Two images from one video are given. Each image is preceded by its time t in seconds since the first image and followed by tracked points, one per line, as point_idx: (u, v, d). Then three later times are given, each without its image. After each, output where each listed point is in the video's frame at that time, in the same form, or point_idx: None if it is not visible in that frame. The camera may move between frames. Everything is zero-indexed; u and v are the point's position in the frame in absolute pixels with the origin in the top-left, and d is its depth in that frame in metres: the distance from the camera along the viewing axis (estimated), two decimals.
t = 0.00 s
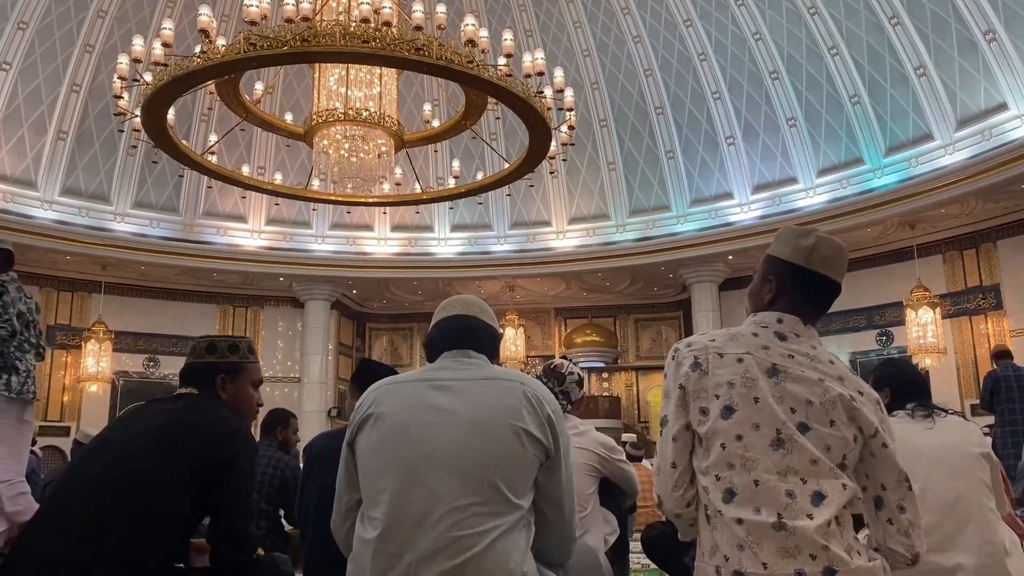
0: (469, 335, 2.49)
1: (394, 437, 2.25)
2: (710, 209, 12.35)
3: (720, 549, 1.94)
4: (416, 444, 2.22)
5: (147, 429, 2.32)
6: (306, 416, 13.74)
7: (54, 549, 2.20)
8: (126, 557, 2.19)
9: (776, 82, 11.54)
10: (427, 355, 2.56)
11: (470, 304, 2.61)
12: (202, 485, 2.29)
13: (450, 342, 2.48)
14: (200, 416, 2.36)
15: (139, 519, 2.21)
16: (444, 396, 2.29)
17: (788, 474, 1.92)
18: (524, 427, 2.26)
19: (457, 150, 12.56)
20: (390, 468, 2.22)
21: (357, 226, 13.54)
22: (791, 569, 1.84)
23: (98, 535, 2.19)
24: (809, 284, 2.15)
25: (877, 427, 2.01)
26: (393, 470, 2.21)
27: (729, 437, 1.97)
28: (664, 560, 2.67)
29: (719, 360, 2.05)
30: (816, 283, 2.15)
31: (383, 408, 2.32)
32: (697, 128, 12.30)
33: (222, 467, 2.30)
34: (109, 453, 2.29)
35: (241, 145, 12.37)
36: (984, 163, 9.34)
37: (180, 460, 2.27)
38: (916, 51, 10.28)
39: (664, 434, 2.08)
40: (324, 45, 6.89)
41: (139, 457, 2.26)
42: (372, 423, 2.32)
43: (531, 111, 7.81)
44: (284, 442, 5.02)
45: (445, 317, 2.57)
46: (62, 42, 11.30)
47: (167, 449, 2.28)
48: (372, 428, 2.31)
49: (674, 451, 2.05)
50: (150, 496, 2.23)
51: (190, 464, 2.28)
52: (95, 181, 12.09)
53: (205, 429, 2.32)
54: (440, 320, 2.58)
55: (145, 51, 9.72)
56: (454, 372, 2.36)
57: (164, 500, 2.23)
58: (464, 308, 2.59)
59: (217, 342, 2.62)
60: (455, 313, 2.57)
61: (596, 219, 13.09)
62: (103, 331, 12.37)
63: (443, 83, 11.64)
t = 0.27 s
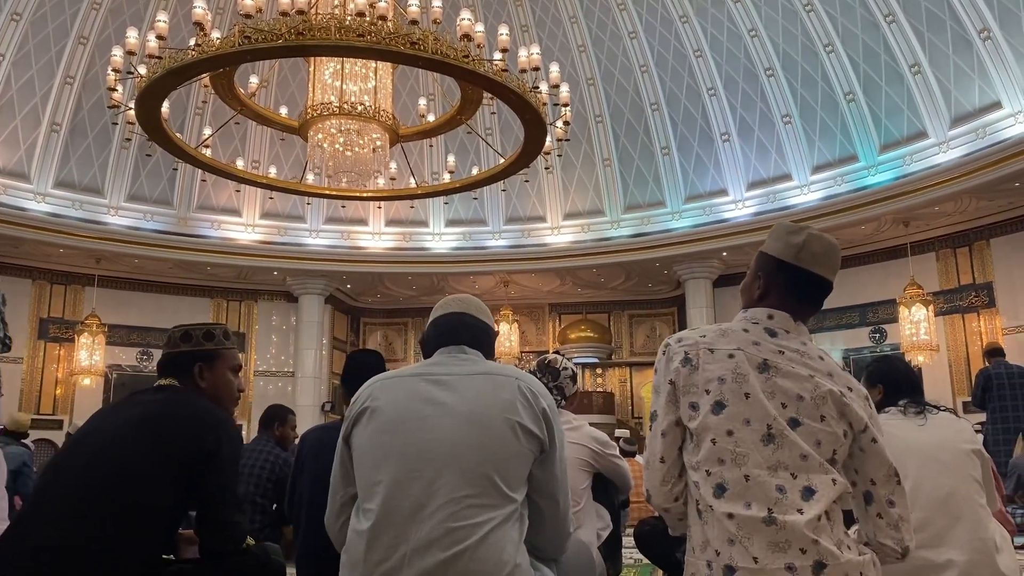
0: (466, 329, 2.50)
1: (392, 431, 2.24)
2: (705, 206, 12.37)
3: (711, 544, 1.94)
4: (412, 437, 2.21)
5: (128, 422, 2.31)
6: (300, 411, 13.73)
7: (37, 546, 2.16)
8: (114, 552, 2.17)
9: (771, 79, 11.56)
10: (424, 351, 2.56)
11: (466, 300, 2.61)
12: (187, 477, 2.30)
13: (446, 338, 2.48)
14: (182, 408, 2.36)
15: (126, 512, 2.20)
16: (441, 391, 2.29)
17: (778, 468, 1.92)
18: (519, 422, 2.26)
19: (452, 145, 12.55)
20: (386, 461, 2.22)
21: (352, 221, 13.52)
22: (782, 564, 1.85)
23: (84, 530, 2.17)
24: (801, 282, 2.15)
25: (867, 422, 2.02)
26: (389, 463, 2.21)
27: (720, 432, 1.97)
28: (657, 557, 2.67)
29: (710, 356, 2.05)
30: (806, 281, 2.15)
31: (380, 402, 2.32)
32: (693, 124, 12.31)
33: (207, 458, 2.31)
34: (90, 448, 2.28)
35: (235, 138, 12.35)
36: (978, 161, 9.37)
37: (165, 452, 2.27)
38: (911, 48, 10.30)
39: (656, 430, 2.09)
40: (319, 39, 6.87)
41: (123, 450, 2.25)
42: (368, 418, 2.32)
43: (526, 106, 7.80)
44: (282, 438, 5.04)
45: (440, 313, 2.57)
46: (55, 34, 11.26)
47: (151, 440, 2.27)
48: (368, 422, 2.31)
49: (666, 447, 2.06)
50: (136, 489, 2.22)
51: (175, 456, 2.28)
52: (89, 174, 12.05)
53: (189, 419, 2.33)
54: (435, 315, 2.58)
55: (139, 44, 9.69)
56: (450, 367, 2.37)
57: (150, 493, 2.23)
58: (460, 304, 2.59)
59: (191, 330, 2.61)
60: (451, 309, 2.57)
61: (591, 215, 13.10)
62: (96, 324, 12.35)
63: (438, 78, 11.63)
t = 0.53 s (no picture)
0: (459, 323, 2.51)
1: (382, 425, 2.24)
2: (699, 203, 12.39)
3: (702, 539, 1.95)
4: (404, 431, 2.21)
5: (103, 414, 2.32)
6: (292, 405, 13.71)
7: (19, 542, 2.15)
8: (100, 543, 2.19)
9: (765, 76, 11.57)
10: (416, 345, 2.56)
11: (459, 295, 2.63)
12: (168, 467, 2.33)
13: (437, 332, 2.48)
14: (157, 400, 2.38)
15: (110, 504, 2.22)
16: (432, 385, 2.29)
17: (769, 464, 1.93)
18: (509, 416, 2.26)
19: (446, 140, 12.54)
20: (377, 455, 2.21)
21: (345, 215, 13.49)
22: (772, 559, 1.85)
23: (68, 524, 2.17)
24: (793, 279, 2.16)
25: (857, 418, 2.02)
26: (380, 458, 2.21)
27: (711, 428, 1.97)
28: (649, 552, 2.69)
29: (702, 352, 2.06)
30: (798, 279, 2.15)
31: (370, 397, 2.31)
32: (687, 121, 12.32)
33: (186, 448, 2.34)
34: (66, 441, 2.27)
35: (228, 132, 12.31)
36: (970, 159, 9.40)
37: (144, 443, 2.29)
38: (905, 47, 10.32)
39: (649, 426, 2.10)
40: (313, 33, 6.84)
41: (101, 443, 2.26)
42: (359, 413, 2.31)
43: (521, 102, 7.79)
44: (276, 434, 5.04)
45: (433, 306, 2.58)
46: (48, 25, 11.20)
47: (129, 432, 2.29)
48: (359, 416, 2.31)
49: (658, 443, 2.07)
50: (118, 480, 2.24)
51: (155, 447, 2.30)
52: (81, 166, 12.00)
53: (165, 410, 2.35)
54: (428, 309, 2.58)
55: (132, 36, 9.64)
56: (441, 362, 2.36)
57: (133, 484, 2.25)
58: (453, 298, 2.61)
59: (161, 319, 2.60)
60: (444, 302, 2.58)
61: (584, 212, 13.11)
62: (88, 317, 12.30)
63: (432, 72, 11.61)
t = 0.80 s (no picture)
0: (452, 317, 2.51)
1: (372, 420, 2.23)
2: (691, 200, 12.41)
3: (691, 535, 1.96)
4: (394, 426, 2.21)
5: (82, 408, 2.33)
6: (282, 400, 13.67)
7: (6, 537, 2.20)
8: (86, 537, 2.24)
9: (757, 74, 11.60)
10: (407, 339, 2.56)
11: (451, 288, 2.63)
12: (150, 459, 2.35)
13: (429, 327, 2.48)
14: (137, 392, 2.39)
15: (93, 498, 2.25)
16: (422, 381, 2.28)
17: (758, 460, 1.94)
18: (499, 411, 2.27)
19: (438, 135, 12.52)
20: (368, 450, 2.21)
21: (337, 210, 13.45)
22: (761, 556, 1.86)
23: (52, 519, 2.22)
24: (786, 276, 2.17)
25: (846, 414, 2.03)
26: (370, 453, 2.20)
27: (701, 424, 1.98)
28: (638, 547, 2.70)
29: (693, 348, 2.06)
30: (790, 275, 2.16)
31: (361, 391, 2.30)
32: (679, 118, 12.34)
33: (168, 439, 2.36)
34: (45, 436, 2.28)
35: (220, 126, 12.26)
36: (961, 159, 9.45)
37: (125, 436, 2.31)
38: (897, 46, 10.36)
39: (640, 422, 2.10)
40: (305, 27, 6.80)
41: (82, 437, 2.28)
42: (349, 407, 2.31)
43: (514, 98, 7.78)
44: (267, 429, 5.03)
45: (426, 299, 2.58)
46: (38, 17, 11.11)
47: (109, 426, 2.31)
48: (349, 411, 2.30)
49: (649, 439, 2.08)
50: (99, 475, 2.26)
51: (135, 440, 2.32)
52: (71, 159, 11.93)
53: (144, 403, 2.37)
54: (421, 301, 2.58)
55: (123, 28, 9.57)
56: (432, 357, 2.36)
57: (115, 477, 2.28)
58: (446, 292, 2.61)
59: (136, 311, 2.60)
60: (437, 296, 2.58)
61: (577, 208, 13.11)
62: (78, 311, 12.23)
63: (425, 67, 11.58)
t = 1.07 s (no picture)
0: (443, 314, 2.50)
1: (363, 416, 2.22)
2: (682, 198, 12.42)
3: (680, 533, 1.96)
4: (384, 423, 2.20)
5: (64, 404, 2.31)
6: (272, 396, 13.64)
7: None
8: (70, 535, 2.23)
9: (749, 73, 11.62)
10: (398, 335, 2.55)
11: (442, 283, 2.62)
12: (135, 456, 2.33)
13: (420, 323, 2.47)
14: (120, 388, 2.37)
15: (76, 495, 2.24)
16: (413, 378, 2.27)
17: (749, 459, 1.94)
18: (489, 409, 2.26)
19: (430, 132, 12.51)
20: (358, 447, 2.20)
21: (327, 206, 13.41)
22: (751, 554, 1.86)
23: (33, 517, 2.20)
24: (776, 273, 2.18)
25: (837, 412, 2.04)
26: (360, 449, 2.19)
27: (692, 422, 1.98)
28: (627, 544, 2.69)
29: (684, 346, 2.06)
30: (781, 273, 2.17)
31: (351, 388, 2.29)
32: (671, 117, 12.35)
33: (152, 435, 2.35)
34: (27, 434, 2.26)
35: (211, 120, 12.21)
36: (951, 159, 9.49)
37: (108, 432, 2.29)
38: (888, 46, 10.40)
39: (631, 420, 2.10)
40: (297, 21, 6.76)
41: (65, 434, 2.26)
42: (339, 404, 2.29)
43: (506, 94, 7.76)
44: (256, 424, 5.01)
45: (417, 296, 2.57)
46: (27, 9, 11.03)
47: (92, 422, 2.29)
48: (339, 407, 2.29)
49: (640, 437, 2.08)
50: (82, 472, 2.25)
51: (118, 435, 2.30)
52: (61, 153, 11.85)
53: (127, 399, 2.35)
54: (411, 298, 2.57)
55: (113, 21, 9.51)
56: (423, 353, 2.35)
57: (99, 475, 2.26)
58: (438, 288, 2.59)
59: (117, 306, 2.59)
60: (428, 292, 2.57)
61: (568, 206, 13.12)
62: (66, 305, 12.15)
63: (417, 63, 11.56)
